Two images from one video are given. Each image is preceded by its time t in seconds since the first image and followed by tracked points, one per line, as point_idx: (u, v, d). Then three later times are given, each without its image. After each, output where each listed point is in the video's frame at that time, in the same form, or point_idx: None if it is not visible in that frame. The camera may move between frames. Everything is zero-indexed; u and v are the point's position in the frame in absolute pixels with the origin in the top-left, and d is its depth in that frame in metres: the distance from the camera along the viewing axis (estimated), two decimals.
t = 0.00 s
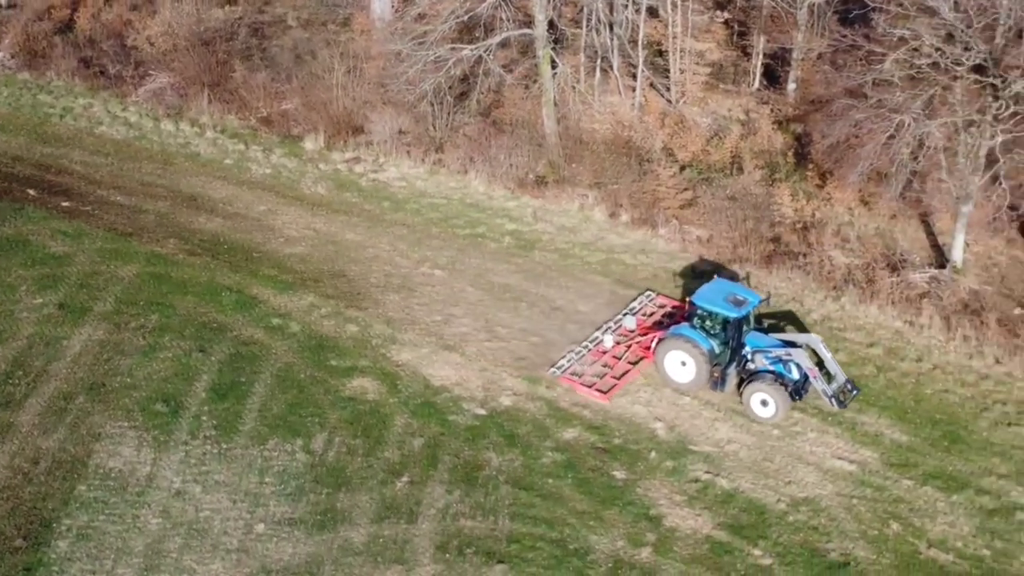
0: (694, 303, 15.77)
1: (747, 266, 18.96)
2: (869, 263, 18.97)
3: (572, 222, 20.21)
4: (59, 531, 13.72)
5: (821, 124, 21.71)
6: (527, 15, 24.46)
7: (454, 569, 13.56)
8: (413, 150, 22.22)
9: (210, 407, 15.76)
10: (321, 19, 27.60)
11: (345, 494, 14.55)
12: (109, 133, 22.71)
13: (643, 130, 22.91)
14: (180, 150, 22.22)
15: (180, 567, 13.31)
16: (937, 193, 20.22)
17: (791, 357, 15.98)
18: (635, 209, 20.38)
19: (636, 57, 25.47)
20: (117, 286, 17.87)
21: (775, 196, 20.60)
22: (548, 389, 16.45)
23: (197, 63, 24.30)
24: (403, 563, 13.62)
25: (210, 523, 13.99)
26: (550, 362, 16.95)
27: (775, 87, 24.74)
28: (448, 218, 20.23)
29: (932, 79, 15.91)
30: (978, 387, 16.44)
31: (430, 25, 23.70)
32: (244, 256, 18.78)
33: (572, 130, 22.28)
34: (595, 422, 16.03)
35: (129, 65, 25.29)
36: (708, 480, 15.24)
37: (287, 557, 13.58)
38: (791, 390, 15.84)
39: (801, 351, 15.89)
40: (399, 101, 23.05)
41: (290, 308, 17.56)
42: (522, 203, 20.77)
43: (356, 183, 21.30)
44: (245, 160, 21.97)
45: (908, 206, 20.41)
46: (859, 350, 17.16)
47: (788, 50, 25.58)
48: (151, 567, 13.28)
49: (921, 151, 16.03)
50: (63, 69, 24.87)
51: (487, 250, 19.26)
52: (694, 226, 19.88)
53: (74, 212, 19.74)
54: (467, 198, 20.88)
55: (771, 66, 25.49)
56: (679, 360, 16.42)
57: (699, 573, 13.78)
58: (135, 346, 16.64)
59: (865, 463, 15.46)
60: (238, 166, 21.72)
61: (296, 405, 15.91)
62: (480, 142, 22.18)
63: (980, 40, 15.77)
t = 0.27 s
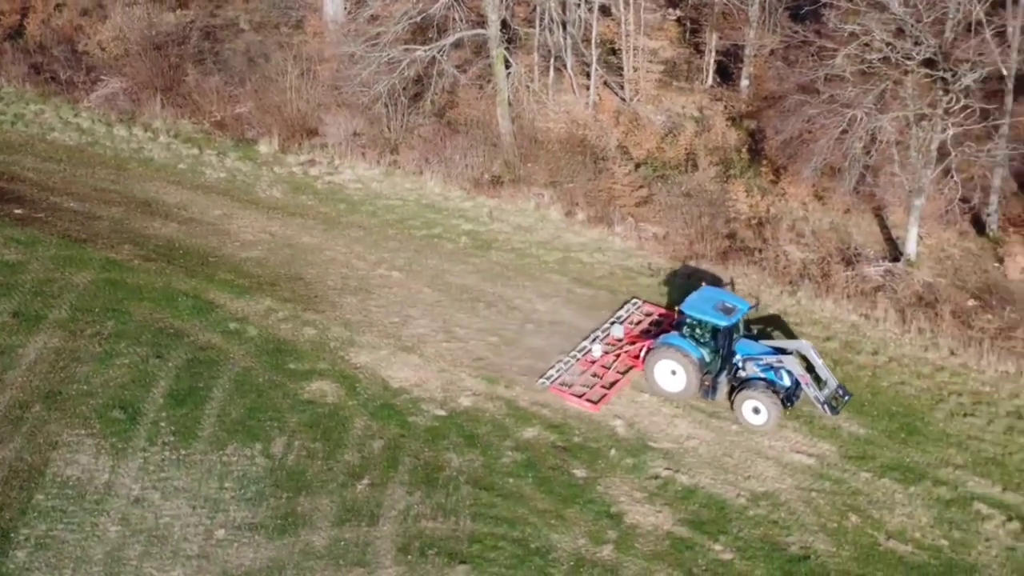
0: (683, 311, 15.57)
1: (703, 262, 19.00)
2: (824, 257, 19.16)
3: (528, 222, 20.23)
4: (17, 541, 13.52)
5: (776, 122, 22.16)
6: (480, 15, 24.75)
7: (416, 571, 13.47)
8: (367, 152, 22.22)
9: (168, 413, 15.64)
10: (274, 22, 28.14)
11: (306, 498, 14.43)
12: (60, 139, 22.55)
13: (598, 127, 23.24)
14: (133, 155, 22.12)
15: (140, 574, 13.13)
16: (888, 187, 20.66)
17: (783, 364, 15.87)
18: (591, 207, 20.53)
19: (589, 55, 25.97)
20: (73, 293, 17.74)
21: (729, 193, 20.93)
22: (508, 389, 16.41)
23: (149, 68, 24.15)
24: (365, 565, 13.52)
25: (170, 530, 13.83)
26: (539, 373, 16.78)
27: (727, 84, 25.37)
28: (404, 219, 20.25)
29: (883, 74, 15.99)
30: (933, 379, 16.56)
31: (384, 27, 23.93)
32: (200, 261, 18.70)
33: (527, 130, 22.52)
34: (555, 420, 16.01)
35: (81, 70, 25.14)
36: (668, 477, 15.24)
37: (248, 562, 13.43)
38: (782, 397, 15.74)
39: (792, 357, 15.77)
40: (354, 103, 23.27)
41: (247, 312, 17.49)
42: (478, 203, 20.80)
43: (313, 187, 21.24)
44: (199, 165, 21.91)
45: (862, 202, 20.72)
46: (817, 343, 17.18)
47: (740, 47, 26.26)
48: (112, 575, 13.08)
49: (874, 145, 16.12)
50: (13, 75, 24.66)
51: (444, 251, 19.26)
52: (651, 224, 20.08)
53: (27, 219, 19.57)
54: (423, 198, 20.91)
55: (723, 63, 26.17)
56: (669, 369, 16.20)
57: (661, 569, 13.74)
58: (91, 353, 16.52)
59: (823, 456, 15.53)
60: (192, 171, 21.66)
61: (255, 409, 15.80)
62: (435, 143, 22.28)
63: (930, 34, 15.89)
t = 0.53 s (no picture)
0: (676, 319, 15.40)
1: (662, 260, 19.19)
2: (782, 253, 19.28)
3: (487, 222, 20.34)
4: None
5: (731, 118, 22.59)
6: (436, 16, 24.95)
7: (380, 572, 13.29)
8: (325, 154, 22.43)
9: (128, 419, 15.44)
10: (228, 25, 28.03)
11: (268, 501, 14.26)
12: (14, 146, 22.39)
13: (556, 126, 23.41)
14: (89, 161, 22.00)
15: None
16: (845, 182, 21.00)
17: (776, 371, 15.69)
18: (550, 207, 20.63)
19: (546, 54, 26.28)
20: (29, 299, 17.55)
21: (687, 190, 21.16)
22: (469, 389, 16.36)
23: (103, 73, 24.01)
24: (329, 568, 13.34)
25: (132, 537, 13.59)
26: (530, 383, 16.63)
27: (683, 82, 25.81)
28: (363, 221, 20.27)
29: (838, 69, 16.07)
30: (892, 372, 16.64)
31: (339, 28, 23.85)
32: (158, 266, 18.60)
33: (485, 130, 22.51)
34: (517, 420, 15.96)
35: (34, 76, 24.95)
36: (631, 474, 15.20)
37: (211, 567, 13.22)
38: (776, 404, 15.55)
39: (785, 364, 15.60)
40: (311, 105, 23.20)
41: (206, 317, 17.41)
42: (437, 203, 20.93)
43: (271, 190, 21.31)
44: (156, 170, 21.83)
45: (819, 196, 21.09)
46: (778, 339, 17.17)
47: (695, 45, 26.74)
48: None
49: (830, 140, 16.18)
50: None
51: (403, 252, 19.26)
52: (610, 223, 20.21)
53: None
54: (382, 200, 20.99)
55: (679, 61, 26.64)
56: (661, 377, 16.05)
57: (626, 567, 13.63)
58: (49, 360, 16.31)
59: (785, 451, 15.60)
60: (149, 176, 21.57)
61: (216, 414, 15.66)
62: (393, 145, 22.32)
63: (883, 29, 15.98)
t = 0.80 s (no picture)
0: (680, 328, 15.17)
1: (632, 259, 19.30)
2: (751, 250, 19.38)
3: (456, 222, 20.37)
4: None
5: (698, 117, 22.76)
6: (403, 17, 25.06)
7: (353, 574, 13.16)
8: (294, 156, 22.46)
9: (98, 424, 15.29)
10: (195, 28, 28.10)
11: (241, 505, 14.13)
12: None
13: (524, 126, 23.37)
14: (55, 165, 21.89)
15: None
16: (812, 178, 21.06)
17: (781, 380, 15.43)
18: (519, 207, 20.69)
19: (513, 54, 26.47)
20: None
21: (656, 188, 21.27)
22: (441, 390, 16.33)
23: (69, 77, 24.01)
24: (302, 571, 13.19)
25: (104, 542, 13.40)
26: (532, 393, 16.43)
27: (650, 80, 26.04)
28: (333, 222, 20.25)
29: (804, 66, 16.15)
30: (862, 367, 16.67)
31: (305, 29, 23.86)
32: (127, 270, 18.54)
33: (452, 130, 22.55)
34: (489, 420, 15.92)
35: None
36: (604, 472, 15.17)
37: (184, 572, 13.03)
38: (781, 413, 15.30)
39: (791, 373, 15.34)
40: (279, 107, 23.25)
41: (176, 321, 17.35)
42: (406, 204, 20.95)
43: (239, 193, 21.26)
44: (123, 173, 21.75)
45: (787, 193, 21.13)
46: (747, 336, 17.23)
47: (662, 44, 26.99)
48: None
49: (797, 137, 16.23)
50: None
51: (373, 254, 19.23)
52: (579, 222, 20.29)
53: None
54: (351, 202, 20.98)
55: (646, 60, 26.88)
56: (665, 387, 15.84)
57: (600, 566, 13.55)
58: (17, 367, 16.15)
59: (756, 447, 15.65)
60: (116, 180, 21.49)
61: (187, 418, 15.56)
62: (361, 146, 22.35)
63: (849, 26, 16.05)
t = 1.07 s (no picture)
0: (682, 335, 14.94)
1: (600, 257, 19.33)
2: (718, 248, 19.48)
3: (424, 222, 20.39)
4: None
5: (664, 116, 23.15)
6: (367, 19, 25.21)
7: None
8: (260, 159, 22.54)
9: (66, 430, 15.12)
10: (160, 32, 28.19)
11: (211, 509, 13.94)
12: None
13: (490, 126, 23.71)
14: (20, 170, 21.78)
15: None
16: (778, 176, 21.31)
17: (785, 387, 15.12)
18: (486, 207, 20.75)
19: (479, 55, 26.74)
20: None
21: (623, 187, 21.45)
22: (411, 391, 16.25)
23: (31, 81, 23.80)
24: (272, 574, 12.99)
25: (73, 548, 13.21)
26: (532, 403, 16.20)
27: (617, 79, 26.34)
28: (301, 224, 20.23)
29: (769, 63, 16.20)
30: (831, 362, 16.56)
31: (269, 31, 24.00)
32: (94, 274, 18.50)
33: (420, 131, 22.80)
34: (459, 420, 15.83)
35: None
36: (575, 471, 15.07)
37: None
38: (786, 420, 14.98)
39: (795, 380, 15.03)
40: (245, 111, 23.44)
41: (144, 325, 17.28)
42: (374, 205, 20.93)
43: (206, 196, 21.20)
44: (89, 177, 21.67)
45: (754, 190, 21.38)
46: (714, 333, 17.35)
47: (628, 43, 27.35)
48: None
49: (763, 134, 16.29)
50: None
51: (340, 255, 19.21)
52: (546, 221, 20.39)
53: None
54: (318, 204, 20.96)
55: (613, 59, 27.24)
56: (668, 396, 15.58)
57: (572, 565, 13.42)
58: None
59: (726, 444, 15.68)
60: (81, 184, 21.42)
61: (156, 423, 15.40)
62: (328, 147, 22.52)
63: (812, 22, 16.09)
